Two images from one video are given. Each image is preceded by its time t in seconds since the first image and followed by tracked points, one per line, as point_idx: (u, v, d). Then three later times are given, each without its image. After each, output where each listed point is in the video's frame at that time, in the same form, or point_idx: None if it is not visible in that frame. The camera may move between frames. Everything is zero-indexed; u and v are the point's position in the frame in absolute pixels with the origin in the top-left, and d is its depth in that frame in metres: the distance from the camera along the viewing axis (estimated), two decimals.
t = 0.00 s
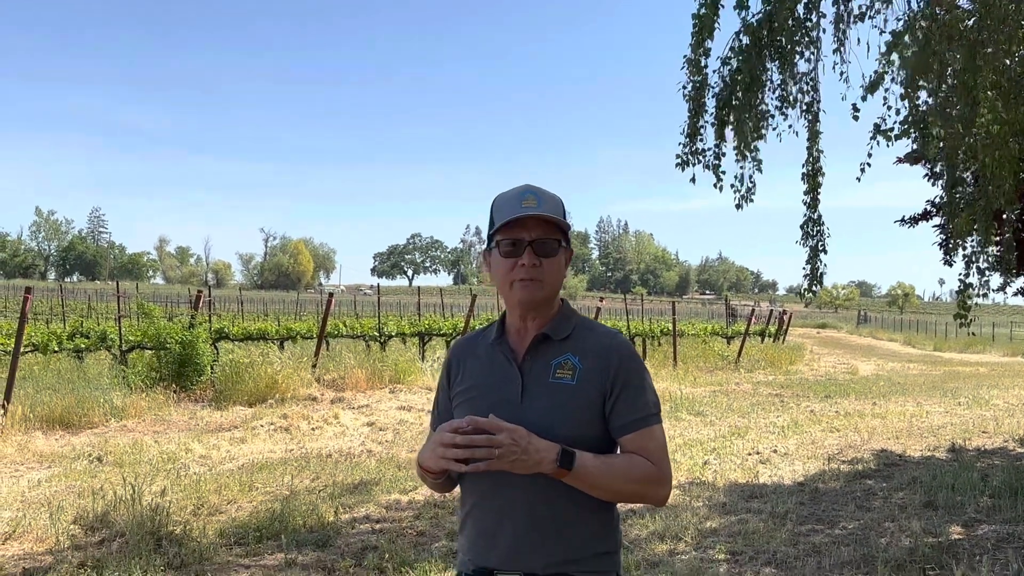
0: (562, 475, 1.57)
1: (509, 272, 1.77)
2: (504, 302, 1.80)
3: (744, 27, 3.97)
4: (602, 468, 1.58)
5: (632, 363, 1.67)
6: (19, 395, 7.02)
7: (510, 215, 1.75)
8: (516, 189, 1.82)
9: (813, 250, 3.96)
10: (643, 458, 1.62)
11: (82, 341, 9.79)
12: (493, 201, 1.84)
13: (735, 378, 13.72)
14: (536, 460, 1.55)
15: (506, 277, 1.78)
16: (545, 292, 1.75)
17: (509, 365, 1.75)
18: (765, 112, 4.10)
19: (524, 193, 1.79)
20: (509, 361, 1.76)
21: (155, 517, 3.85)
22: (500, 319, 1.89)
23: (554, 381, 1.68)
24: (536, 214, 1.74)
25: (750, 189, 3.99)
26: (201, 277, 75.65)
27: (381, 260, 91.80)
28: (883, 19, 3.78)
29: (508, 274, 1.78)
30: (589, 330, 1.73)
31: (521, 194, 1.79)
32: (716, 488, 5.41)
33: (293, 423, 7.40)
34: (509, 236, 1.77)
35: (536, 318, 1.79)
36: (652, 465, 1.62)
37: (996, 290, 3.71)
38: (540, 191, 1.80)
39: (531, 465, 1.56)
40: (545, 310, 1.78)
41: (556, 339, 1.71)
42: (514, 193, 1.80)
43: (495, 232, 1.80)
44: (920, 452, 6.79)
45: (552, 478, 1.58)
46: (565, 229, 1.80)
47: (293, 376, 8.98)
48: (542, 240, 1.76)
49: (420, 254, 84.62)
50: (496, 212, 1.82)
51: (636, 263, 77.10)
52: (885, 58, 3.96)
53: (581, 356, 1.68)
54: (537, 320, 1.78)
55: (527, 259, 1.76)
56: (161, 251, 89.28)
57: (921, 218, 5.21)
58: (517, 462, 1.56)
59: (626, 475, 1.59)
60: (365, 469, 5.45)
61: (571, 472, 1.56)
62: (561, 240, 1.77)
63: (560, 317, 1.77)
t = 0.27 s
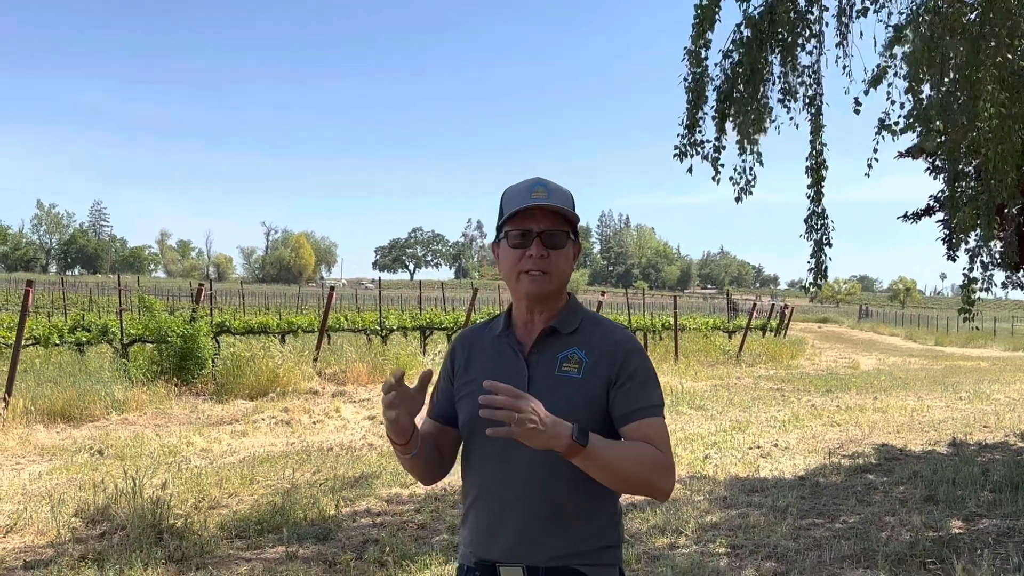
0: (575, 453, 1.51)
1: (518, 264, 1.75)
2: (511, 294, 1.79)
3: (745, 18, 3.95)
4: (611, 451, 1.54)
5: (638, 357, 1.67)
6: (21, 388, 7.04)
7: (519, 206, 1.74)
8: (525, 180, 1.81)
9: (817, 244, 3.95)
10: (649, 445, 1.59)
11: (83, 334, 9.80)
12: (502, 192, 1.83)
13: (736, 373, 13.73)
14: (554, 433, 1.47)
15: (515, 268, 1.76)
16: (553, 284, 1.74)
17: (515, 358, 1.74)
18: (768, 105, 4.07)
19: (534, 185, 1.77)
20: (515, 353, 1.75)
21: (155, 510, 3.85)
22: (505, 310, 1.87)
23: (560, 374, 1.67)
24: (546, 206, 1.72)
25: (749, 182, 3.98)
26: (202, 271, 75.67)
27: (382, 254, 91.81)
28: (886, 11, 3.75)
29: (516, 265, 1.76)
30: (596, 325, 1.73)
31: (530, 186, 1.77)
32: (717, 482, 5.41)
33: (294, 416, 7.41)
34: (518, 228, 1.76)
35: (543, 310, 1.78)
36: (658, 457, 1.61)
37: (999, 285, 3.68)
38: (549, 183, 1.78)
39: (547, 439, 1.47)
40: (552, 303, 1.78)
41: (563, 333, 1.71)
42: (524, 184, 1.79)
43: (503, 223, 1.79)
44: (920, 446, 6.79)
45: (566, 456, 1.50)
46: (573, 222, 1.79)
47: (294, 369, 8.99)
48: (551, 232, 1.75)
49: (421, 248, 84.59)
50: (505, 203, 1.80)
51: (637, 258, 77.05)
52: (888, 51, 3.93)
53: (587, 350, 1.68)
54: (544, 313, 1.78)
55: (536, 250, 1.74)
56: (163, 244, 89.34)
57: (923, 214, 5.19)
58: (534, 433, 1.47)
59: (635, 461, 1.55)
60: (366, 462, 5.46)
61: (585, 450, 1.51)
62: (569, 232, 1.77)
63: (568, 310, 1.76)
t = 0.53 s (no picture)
0: (602, 409, 1.44)
1: (520, 264, 1.73)
2: (513, 292, 1.78)
3: (745, 12, 3.93)
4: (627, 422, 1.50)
5: (639, 349, 1.68)
6: (21, 381, 7.04)
7: (521, 206, 1.71)
8: (525, 176, 1.78)
9: (817, 238, 3.94)
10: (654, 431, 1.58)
11: (83, 327, 9.80)
12: (502, 189, 1.81)
13: (737, 367, 13.73)
14: (592, 383, 1.41)
15: (516, 267, 1.74)
16: (555, 282, 1.74)
17: (517, 352, 1.74)
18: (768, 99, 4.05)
19: (534, 182, 1.75)
20: (516, 348, 1.75)
21: (155, 504, 3.86)
22: (505, 305, 1.86)
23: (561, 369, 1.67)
24: (547, 205, 1.70)
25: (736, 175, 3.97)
26: (203, 265, 75.69)
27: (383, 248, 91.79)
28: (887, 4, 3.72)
29: (517, 265, 1.74)
30: (596, 319, 1.73)
31: (531, 183, 1.75)
32: (716, 476, 5.42)
33: (294, 410, 7.42)
34: (519, 227, 1.74)
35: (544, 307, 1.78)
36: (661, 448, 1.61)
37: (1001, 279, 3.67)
38: (550, 179, 1.76)
39: (584, 385, 1.41)
40: (554, 300, 1.77)
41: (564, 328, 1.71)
42: (524, 181, 1.77)
43: (504, 222, 1.76)
44: (920, 440, 6.80)
45: (593, 410, 1.44)
46: (575, 220, 1.77)
47: (294, 363, 9.00)
48: (553, 232, 1.72)
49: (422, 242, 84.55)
50: (505, 200, 1.78)
51: (638, 252, 77.01)
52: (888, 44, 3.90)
53: (588, 344, 1.68)
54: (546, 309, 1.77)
55: (538, 250, 1.72)
56: (164, 238, 89.34)
57: (925, 209, 5.17)
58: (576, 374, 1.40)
59: (652, 443, 1.54)
60: (366, 456, 5.47)
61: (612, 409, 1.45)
62: (569, 229, 1.75)
63: (568, 306, 1.76)
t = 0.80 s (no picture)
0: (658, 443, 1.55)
1: (519, 262, 1.74)
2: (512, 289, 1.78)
3: (745, 6, 3.91)
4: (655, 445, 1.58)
5: (643, 347, 1.67)
6: (20, 376, 7.04)
7: (517, 203, 1.71)
8: (519, 171, 1.77)
9: (817, 231, 3.92)
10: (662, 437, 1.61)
11: (82, 322, 9.80)
12: (496, 185, 1.80)
13: (737, 361, 13.74)
14: (653, 424, 1.51)
15: (515, 265, 1.75)
16: (555, 279, 1.74)
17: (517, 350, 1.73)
18: (768, 94, 4.03)
19: (529, 177, 1.74)
20: (517, 345, 1.74)
21: (155, 498, 3.87)
22: (503, 300, 1.86)
23: (564, 366, 1.66)
24: (542, 201, 1.70)
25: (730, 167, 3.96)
26: (203, 260, 75.64)
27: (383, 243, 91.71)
28: None
29: (516, 263, 1.75)
30: (598, 315, 1.72)
31: (525, 179, 1.74)
32: (716, 470, 5.42)
33: (294, 404, 7.42)
34: (517, 226, 1.74)
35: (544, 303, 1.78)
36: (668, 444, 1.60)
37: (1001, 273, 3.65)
38: (544, 174, 1.75)
39: (651, 427, 1.50)
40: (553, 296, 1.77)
41: (566, 325, 1.70)
42: (518, 177, 1.76)
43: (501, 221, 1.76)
44: (920, 435, 6.81)
45: (649, 443, 1.55)
46: (571, 214, 1.77)
47: (294, 358, 9.00)
48: (550, 229, 1.73)
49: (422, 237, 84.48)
50: (501, 197, 1.77)
51: (638, 246, 76.98)
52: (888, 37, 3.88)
53: (591, 341, 1.67)
54: (546, 306, 1.77)
55: (537, 248, 1.73)
56: (163, 233, 89.27)
57: (925, 203, 5.16)
58: (648, 419, 1.48)
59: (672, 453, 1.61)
60: (366, 451, 5.47)
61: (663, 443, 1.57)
62: (566, 226, 1.76)
63: (569, 301, 1.76)
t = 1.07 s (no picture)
0: (642, 431, 1.51)
1: (519, 253, 1.74)
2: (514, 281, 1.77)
3: None
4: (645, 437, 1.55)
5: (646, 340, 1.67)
6: (20, 371, 7.04)
7: (517, 194, 1.71)
8: (522, 164, 1.77)
9: (817, 225, 3.92)
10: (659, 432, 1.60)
11: (82, 317, 9.79)
12: (499, 177, 1.80)
13: (737, 356, 13.74)
14: (637, 412, 1.46)
15: (516, 257, 1.75)
16: (556, 271, 1.73)
17: (520, 342, 1.72)
18: (768, 87, 4.02)
19: (530, 169, 1.74)
20: (520, 338, 1.73)
21: (155, 493, 3.87)
22: (507, 294, 1.86)
23: (567, 359, 1.66)
24: (543, 193, 1.69)
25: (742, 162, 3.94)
26: (203, 255, 75.60)
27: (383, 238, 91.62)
28: None
29: (517, 254, 1.74)
30: (601, 309, 1.72)
31: (527, 171, 1.74)
32: (716, 464, 5.43)
33: (294, 399, 7.43)
34: (516, 217, 1.73)
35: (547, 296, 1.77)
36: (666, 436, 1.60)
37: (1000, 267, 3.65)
38: (546, 166, 1.75)
39: (632, 415, 1.46)
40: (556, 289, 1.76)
41: (569, 318, 1.70)
42: (520, 169, 1.76)
43: (501, 213, 1.76)
44: (919, 428, 6.81)
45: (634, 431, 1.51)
46: (573, 206, 1.76)
47: (294, 353, 9.00)
48: (551, 220, 1.72)
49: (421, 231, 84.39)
50: (503, 189, 1.77)
51: (638, 241, 76.94)
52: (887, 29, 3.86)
53: (594, 334, 1.67)
54: (549, 300, 1.76)
55: (537, 239, 1.72)
56: (163, 228, 89.18)
57: (923, 196, 5.15)
58: (628, 406, 1.44)
59: (665, 444, 1.59)
60: (366, 445, 5.48)
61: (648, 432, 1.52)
62: (568, 217, 1.74)
63: (572, 294, 1.75)
